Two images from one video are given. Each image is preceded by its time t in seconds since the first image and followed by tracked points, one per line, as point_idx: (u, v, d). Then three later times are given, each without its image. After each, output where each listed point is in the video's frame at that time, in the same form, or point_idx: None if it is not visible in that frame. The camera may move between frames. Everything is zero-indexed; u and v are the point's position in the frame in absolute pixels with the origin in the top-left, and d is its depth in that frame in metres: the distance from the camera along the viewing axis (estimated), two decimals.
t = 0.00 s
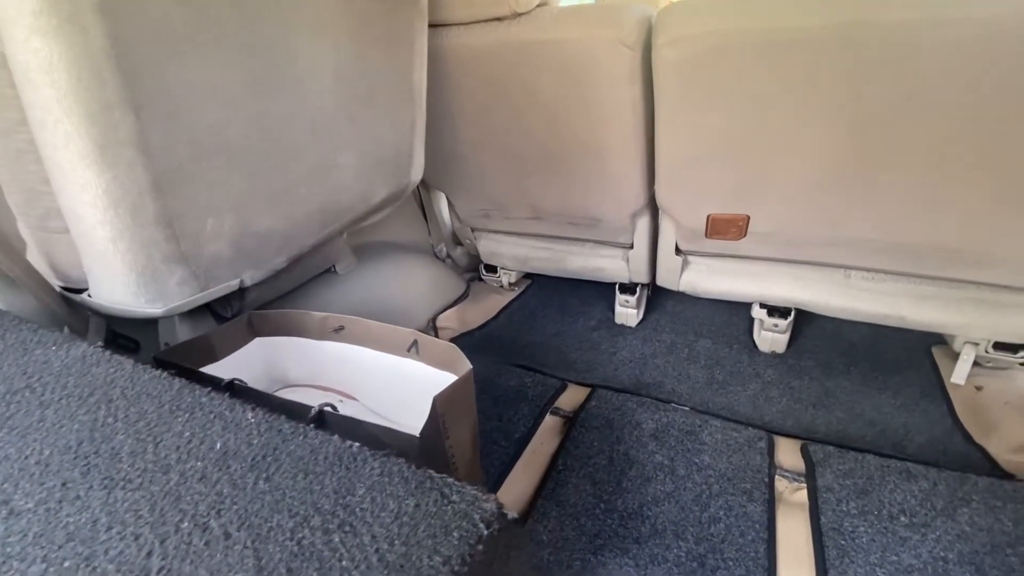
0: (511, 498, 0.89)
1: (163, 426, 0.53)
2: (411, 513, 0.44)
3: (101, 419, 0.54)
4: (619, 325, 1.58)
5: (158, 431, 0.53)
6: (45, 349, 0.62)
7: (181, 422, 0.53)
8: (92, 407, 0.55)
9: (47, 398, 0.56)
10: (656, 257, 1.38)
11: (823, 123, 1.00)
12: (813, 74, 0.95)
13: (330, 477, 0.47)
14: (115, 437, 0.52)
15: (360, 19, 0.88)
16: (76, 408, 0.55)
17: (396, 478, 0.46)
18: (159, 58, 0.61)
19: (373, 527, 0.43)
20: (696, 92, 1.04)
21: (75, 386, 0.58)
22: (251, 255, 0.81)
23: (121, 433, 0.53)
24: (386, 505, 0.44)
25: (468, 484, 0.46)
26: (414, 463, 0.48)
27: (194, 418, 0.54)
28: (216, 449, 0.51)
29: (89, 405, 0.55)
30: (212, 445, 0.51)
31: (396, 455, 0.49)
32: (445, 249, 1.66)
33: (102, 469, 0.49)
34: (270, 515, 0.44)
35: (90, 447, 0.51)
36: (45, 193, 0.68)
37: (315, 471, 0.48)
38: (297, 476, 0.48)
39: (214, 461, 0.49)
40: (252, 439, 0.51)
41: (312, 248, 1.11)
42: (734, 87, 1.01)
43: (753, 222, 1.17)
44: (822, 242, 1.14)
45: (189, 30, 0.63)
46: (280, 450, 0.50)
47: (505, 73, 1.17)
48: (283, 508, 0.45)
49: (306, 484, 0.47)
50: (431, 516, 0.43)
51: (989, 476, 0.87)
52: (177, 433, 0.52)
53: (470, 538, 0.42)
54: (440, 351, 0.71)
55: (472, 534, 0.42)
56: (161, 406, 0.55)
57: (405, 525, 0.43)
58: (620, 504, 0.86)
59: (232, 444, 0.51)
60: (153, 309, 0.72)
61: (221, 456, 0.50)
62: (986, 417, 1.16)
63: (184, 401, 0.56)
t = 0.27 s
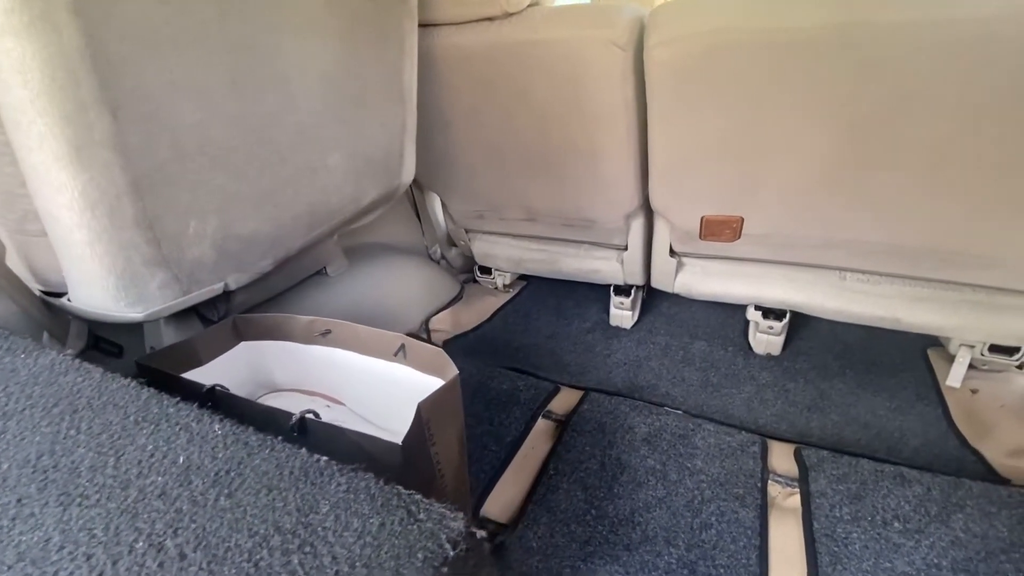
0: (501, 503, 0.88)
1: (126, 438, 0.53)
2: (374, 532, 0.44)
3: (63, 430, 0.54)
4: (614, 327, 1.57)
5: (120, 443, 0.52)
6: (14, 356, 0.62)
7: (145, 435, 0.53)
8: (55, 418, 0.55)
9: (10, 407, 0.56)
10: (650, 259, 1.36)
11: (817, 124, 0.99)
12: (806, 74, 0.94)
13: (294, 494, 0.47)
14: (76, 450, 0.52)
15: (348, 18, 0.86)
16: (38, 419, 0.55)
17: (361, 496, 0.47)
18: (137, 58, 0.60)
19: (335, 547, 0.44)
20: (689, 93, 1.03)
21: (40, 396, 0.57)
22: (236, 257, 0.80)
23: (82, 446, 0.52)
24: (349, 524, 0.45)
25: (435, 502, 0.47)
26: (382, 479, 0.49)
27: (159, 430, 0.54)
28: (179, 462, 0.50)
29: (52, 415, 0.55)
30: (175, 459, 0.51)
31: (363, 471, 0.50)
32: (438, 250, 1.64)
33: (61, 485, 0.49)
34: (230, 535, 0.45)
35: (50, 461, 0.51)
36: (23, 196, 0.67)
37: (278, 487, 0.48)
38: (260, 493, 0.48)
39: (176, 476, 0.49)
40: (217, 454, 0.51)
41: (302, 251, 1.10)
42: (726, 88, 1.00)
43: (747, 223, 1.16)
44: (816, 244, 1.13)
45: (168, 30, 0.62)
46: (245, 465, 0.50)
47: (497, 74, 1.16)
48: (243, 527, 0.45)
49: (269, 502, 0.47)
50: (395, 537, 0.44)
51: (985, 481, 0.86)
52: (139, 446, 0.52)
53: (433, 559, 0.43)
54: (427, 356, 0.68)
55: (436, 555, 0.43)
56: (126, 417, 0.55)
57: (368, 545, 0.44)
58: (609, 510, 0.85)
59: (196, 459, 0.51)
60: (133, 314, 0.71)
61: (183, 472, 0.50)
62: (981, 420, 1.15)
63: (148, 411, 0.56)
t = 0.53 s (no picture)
0: (496, 507, 0.87)
1: (103, 447, 0.54)
2: (352, 544, 0.45)
3: (41, 439, 0.54)
4: (610, 328, 1.57)
5: (98, 453, 0.53)
6: None
7: (123, 443, 0.54)
8: (34, 426, 0.56)
9: None
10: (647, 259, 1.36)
11: (813, 124, 0.98)
12: (801, 74, 0.94)
13: (272, 504, 0.48)
14: (53, 459, 0.52)
15: (340, 17, 0.86)
16: (17, 427, 0.56)
17: (341, 506, 0.47)
18: (122, 58, 0.59)
19: (313, 560, 0.44)
20: (683, 93, 1.02)
21: (19, 402, 0.58)
22: (226, 260, 0.79)
23: (59, 455, 0.53)
24: (328, 535, 0.45)
25: (416, 512, 0.48)
26: (363, 489, 0.50)
27: (137, 438, 0.54)
28: (156, 472, 0.51)
29: (31, 424, 0.56)
30: (152, 468, 0.52)
31: (344, 480, 0.51)
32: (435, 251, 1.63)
33: (38, 493, 0.49)
34: (205, 547, 0.45)
35: (28, 469, 0.52)
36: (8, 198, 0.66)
37: (256, 497, 0.49)
38: (237, 503, 0.48)
39: (153, 486, 0.50)
40: (196, 462, 0.52)
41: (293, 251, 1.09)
42: (720, 89, 1.00)
43: (743, 224, 1.15)
44: (812, 245, 1.13)
45: (154, 30, 0.62)
46: (223, 474, 0.51)
47: (491, 74, 1.15)
48: (218, 539, 0.46)
49: (246, 512, 0.47)
50: (374, 548, 0.44)
51: (981, 483, 0.86)
52: (117, 455, 0.53)
53: (412, 571, 0.43)
54: (420, 360, 0.68)
55: (415, 568, 0.43)
56: (105, 425, 0.56)
57: (346, 557, 0.44)
58: (604, 512, 0.85)
59: (174, 468, 0.51)
60: (121, 317, 0.70)
61: (161, 481, 0.50)
62: (978, 421, 1.14)
63: (129, 420, 0.56)
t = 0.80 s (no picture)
0: (490, 508, 0.86)
1: (85, 447, 0.54)
2: (337, 544, 0.45)
3: (23, 439, 0.54)
4: (607, 327, 1.56)
5: (79, 453, 0.53)
6: None
7: (105, 443, 0.54)
8: (15, 426, 0.56)
9: None
10: (643, 258, 1.36)
11: (807, 122, 0.98)
12: (795, 73, 0.93)
13: (255, 504, 0.48)
14: (34, 459, 0.52)
15: (331, 15, 0.85)
16: None
17: (326, 507, 0.48)
18: (109, 54, 0.59)
19: (297, 560, 0.44)
20: (677, 92, 1.02)
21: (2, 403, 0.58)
22: (217, 259, 0.78)
23: (40, 455, 0.53)
24: (312, 536, 0.46)
25: (402, 512, 0.48)
26: (349, 489, 0.50)
27: (121, 438, 0.55)
28: (139, 472, 0.51)
29: (13, 424, 0.56)
30: (135, 468, 0.52)
31: (330, 480, 0.51)
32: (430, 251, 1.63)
33: (18, 493, 0.49)
34: (187, 548, 0.45)
35: (8, 469, 0.51)
36: None
37: (240, 497, 0.49)
38: (220, 504, 0.48)
39: (135, 487, 0.50)
40: (179, 463, 0.52)
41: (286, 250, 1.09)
42: (714, 87, 0.99)
43: (738, 222, 1.15)
44: (808, 243, 1.13)
45: (140, 27, 0.61)
46: (207, 475, 0.51)
47: (485, 73, 1.14)
48: (201, 539, 0.46)
49: (229, 512, 0.48)
50: (358, 549, 0.45)
51: (977, 480, 0.86)
52: (99, 455, 0.53)
53: (398, 570, 0.43)
54: (413, 358, 0.67)
55: (401, 567, 0.43)
56: (87, 425, 0.56)
57: (331, 558, 0.44)
58: (600, 512, 0.85)
59: (157, 468, 0.52)
60: (110, 318, 0.69)
61: (144, 481, 0.50)
62: (974, 418, 1.14)
63: (112, 420, 0.56)
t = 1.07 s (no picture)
0: (488, 507, 0.86)
1: (78, 448, 0.54)
2: (333, 544, 0.45)
3: (16, 441, 0.54)
4: (603, 326, 1.57)
5: (72, 453, 0.53)
6: None
7: (98, 444, 0.54)
8: (7, 428, 0.56)
9: None
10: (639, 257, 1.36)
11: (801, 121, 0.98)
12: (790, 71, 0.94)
13: (251, 505, 0.48)
14: (26, 461, 0.52)
15: (326, 14, 0.85)
16: None
17: (322, 507, 0.48)
18: (101, 53, 0.59)
19: (294, 560, 0.44)
20: (673, 91, 1.02)
21: None
22: (212, 260, 0.78)
23: (32, 456, 0.53)
24: (309, 536, 0.46)
25: (399, 511, 0.48)
26: (345, 489, 0.50)
27: (114, 439, 0.55)
28: (133, 473, 0.51)
29: (6, 426, 0.56)
30: (129, 469, 0.52)
31: (326, 479, 0.51)
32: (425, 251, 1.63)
33: (11, 496, 0.49)
34: (182, 548, 0.45)
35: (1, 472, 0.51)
36: None
37: (235, 498, 0.49)
38: (216, 503, 0.49)
39: (129, 487, 0.50)
40: (174, 463, 0.52)
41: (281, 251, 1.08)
42: (708, 86, 1.00)
43: (734, 221, 1.16)
44: (803, 241, 1.13)
45: (133, 26, 0.61)
46: (202, 475, 0.51)
47: (480, 72, 1.14)
48: (196, 539, 0.46)
49: (224, 513, 0.48)
50: (355, 548, 0.45)
51: (971, 476, 0.86)
52: (92, 455, 0.53)
53: (395, 570, 0.43)
54: (408, 358, 0.67)
55: (398, 567, 0.43)
56: (80, 426, 0.56)
57: (327, 557, 0.44)
58: (598, 510, 0.85)
59: (151, 469, 0.52)
60: (104, 318, 0.69)
61: (138, 482, 0.50)
62: (968, 415, 1.15)
63: (106, 421, 0.56)
